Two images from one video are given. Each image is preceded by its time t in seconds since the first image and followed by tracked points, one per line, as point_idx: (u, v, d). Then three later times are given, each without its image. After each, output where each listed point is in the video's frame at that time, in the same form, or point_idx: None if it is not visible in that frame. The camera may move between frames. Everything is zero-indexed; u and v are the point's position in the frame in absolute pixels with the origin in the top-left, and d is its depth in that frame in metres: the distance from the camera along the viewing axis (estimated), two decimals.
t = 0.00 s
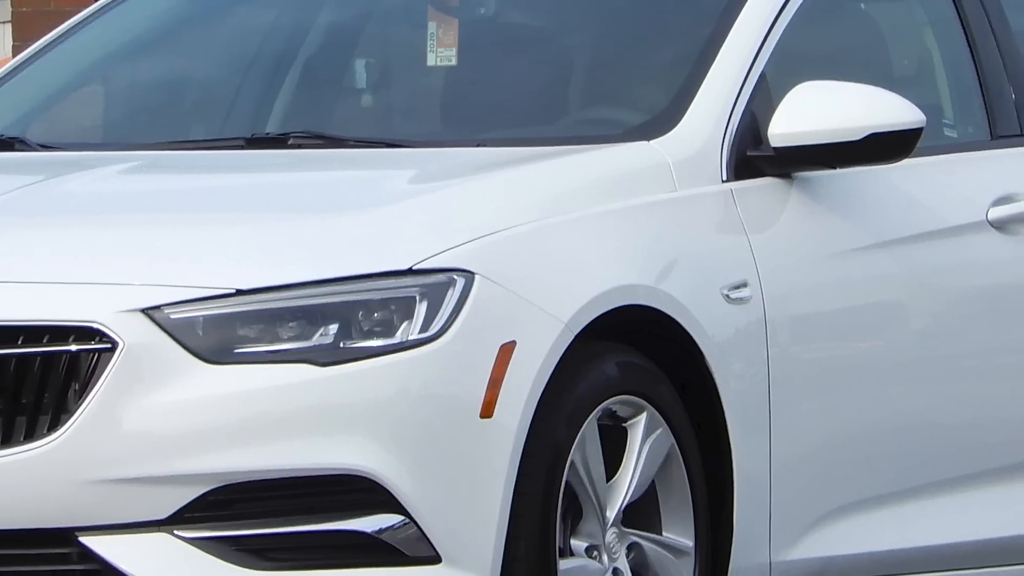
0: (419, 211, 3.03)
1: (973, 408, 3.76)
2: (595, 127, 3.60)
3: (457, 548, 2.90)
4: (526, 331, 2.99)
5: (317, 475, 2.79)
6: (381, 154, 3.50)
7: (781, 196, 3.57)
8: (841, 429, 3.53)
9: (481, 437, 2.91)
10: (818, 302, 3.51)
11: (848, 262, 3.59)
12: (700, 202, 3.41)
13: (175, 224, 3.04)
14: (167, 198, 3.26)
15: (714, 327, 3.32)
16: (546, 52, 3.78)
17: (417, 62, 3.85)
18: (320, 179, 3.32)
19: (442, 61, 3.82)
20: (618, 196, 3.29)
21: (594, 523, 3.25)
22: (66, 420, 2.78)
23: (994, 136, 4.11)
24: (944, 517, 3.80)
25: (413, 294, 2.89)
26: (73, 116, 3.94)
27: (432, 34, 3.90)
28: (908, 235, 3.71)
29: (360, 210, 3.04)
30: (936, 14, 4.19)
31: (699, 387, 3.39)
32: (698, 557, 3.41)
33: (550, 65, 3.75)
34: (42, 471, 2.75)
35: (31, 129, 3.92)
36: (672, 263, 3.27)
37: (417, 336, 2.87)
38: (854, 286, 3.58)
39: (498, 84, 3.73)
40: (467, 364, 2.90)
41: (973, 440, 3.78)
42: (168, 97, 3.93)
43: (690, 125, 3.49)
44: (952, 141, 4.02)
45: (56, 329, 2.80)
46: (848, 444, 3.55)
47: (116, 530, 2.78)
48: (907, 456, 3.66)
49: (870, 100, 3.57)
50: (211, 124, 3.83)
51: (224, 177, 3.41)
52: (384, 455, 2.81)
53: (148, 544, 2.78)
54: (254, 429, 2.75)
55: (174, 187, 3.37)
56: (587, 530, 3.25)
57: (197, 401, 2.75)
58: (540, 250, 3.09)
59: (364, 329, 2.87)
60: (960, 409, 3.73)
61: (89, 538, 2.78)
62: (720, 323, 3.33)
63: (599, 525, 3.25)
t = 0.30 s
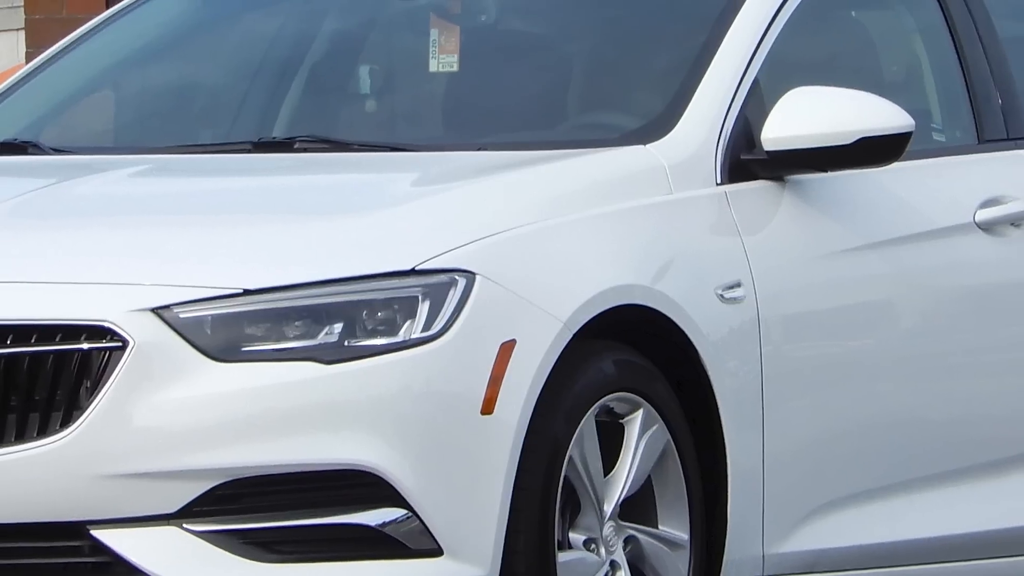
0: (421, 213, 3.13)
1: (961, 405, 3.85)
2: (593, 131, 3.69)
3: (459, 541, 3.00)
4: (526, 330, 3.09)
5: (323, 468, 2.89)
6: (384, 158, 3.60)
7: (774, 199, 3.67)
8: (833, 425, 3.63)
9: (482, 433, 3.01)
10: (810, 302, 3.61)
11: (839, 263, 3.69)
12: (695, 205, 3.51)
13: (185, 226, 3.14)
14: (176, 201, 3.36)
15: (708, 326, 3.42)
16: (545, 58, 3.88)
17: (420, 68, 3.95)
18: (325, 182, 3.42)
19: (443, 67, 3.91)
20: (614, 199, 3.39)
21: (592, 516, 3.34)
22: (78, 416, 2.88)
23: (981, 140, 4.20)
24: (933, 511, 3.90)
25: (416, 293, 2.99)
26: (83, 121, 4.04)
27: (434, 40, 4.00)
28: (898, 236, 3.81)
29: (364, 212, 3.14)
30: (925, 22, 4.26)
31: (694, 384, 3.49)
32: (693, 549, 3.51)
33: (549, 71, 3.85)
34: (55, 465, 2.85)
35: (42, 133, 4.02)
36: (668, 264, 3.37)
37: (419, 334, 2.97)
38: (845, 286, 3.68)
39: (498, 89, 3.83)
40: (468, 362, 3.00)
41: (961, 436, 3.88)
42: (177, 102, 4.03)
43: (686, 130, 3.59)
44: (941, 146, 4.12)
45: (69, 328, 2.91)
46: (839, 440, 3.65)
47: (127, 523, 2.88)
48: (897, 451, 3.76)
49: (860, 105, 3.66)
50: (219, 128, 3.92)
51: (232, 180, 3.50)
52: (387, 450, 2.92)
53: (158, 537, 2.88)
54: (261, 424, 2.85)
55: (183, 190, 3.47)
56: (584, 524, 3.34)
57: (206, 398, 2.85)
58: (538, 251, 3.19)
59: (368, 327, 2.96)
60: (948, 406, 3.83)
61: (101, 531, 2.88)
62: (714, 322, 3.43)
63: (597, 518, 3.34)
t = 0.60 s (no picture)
0: (423, 215, 3.23)
1: (949, 401, 3.96)
2: (591, 136, 3.80)
3: (460, 534, 3.11)
4: (525, 329, 3.19)
5: (328, 463, 2.99)
6: (387, 162, 3.70)
7: (767, 202, 3.77)
8: (823, 421, 3.74)
9: (482, 429, 3.11)
10: (801, 301, 3.71)
11: (830, 263, 3.79)
12: (690, 207, 3.61)
13: (194, 228, 3.25)
14: (185, 204, 3.46)
15: (703, 325, 3.52)
16: (544, 63, 3.98)
17: (422, 74, 4.05)
18: (330, 185, 3.52)
19: (446, 73, 4.03)
20: (612, 201, 3.49)
21: (589, 510, 3.44)
22: (90, 412, 2.99)
23: (968, 144, 4.30)
24: (923, 505, 4.00)
25: (419, 293, 3.09)
26: (93, 126, 4.15)
27: (437, 48, 4.11)
28: (887, 238, 3.91)
29: (368, 214, 3.24)
30: (914, 28, 4.36)
31: (689, 381, 3.59)
32: (687, 543, 3.61)
33: (547, 76, 3.95)
34: (68, 461, 2.96)
35: (54, 137, 4.13)
36: (663, 265, 3.48)
37: (422, 333, 3.08)
38: (835, 286, 3.78)
39: (498, 95, 3.93)
40: (469, 360, 3.10)
41: (949, 431, 3.98)
42: (186, 107, 4.14)
43: (680, 134, 3.69)
44: (928, 150, 4.22)
45: (81, 327, 3.01)
46: (829, 435, 3.75)
47: (137, 517, 2.99)
48: (887, 447, 3.86)
49: (850, 109, 3.76)
50: (227, 133, 4.03)
51: (240, 183, 3.61)
52: (390, 446, 3.02)
53: (168, 530, 2.99)
54: (268, 420, 2.96)
55: (192, 193, 3.57)
56: (583, 517, 3.44)
57: (214, 395, 2.96)
58: (537, 252, 3.29)
59: (372, 327, 3.07)
60: (936, 402, 3.93)
61: (113, 525, 2.99)
62: (709, 321, 3.53)
63: (594, 512, 3.44)
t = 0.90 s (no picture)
0: (426, 218, 3.34)
1: (936, 398, 4.07)
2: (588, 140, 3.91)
3: (461, 526, 3.22)
4: (524, 328, 3.30)
5: (334, 458, 3.10)
6: (391, 165, 3.81)
7: (759, 204, 3.89)
8: (814, 417, 3.85)
9: (483, 425, 3.22)
10: (793, 301, 3.82)
11: (821, 264, 3.90)
12: (685, 209, 3.72)
13: (203, 230, 3.35)
14: (194, 207, 3.57)
15: (697, 324, 3.63)
16: (543, 70, 4.09)
17: (424, 80, 4.16)
18: (335, 188, 3.63)
19: (447, 79, 4.14)
20: (609, 204, 3.60)
21: (587, 504, 3.55)
22: (102, 409, 3.11)
23: (956, 148, 4.41)
24: (912, 499, 4.11)
25: (421, 293, 3.20)
26: (104, 129, 4.26)
27: (439, 54, 4.22)
28: (877, 240, 4.02)
29: (372, 216, 3.35)
30: (902, 35, 4.47)
31: (685, 379, 3.71)
32: (682, 536, 3.73)
33: (546, 82, 4.06)
34: (80, 456, 3.08)
35: (65, 141, 4.24)
36: (659, 265, 3.59)
37: (424, 332, 3.19)
38: (826, 287, 3.89)
39: (499, 100, 4.04)
40: (470, 358, 3.21)
41: (937, 428, 4.09)
42: (195, 112, 4.25)
43: (675, 139, 3.80)
44: (916, 154, 4.32)
45: (93, 325, 3.13)
46: (820, 431, 3.87)
47: (147, 510, 3.10)
48: (876, 442, 3.97)
49: (841, 114, 3.87)
50: (235, 137, 4.14)
51: (248, 186, 3.72)
52: (393, 441, 3.14)
53: (176, 523, 3.11)
54: (275, 416, 3.07)
55: (200, 196, 3.68)
56: (580, 511, 3.55)
57: (223, 392, 3.07)
58: (537, 253, 3.40)
59: (376, 325, 3.17)
60: (924, 399, 4.04)
61: (123, 518, 3.11)
62: (703, 320, 3.64)
63: (592, 506, 3.55)
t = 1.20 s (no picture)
0: (428, 220, 3.46)
1: (923, 395, 4.18)
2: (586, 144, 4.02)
3: (463, 519, 3.34)
4: (524, 327, 3.42)
5: (340, 453, 3.22)
6: (394, 169, 3.92)
7: (752, 207, 4.00)
8: (804, 413, 3.97)
9: (484, 420, 3.34)
10: (785, 301, 3.94)
11: (812, 265, 4.02)
12: (680, 212, 3.84)
13: (212, 232, 3.47)
14: (203, 209, 3.69)
15: (692, 323, 3.74)
16: (541, 76, 4.21)
17: (427, 86, 4.27)
18: (339, 191, 3.75)
19: (449, 85, 4.25)
20: (606, 207, 3.72)
21: (585, 497, 3.67)
22: (114, 405, 3.23)
23: (943, 152, 4.54)
24: (900, 493, 4.23)
25: (424, 293, 3.32)
26: (115, 134, 4.37)
27: (441, 61, 4.33)
28: (866, 241, 4.14)
29: (376, 218, 3.47)
30: (890, 42, 4.58)
31: (680, 377, 3.82)
32: (677, 530, 3.84)
33: (545, 88, 4.17)
34: (93, 451, 3.19)
35: (77, 145, 4.35)
36: (655, 266, 3.70)
37: (427, 330, 3.30)
38: (817, 287, 4.00)
39: (499, 105, 4.15)
40: (471, 355, 3.33)
41: (924, 424, 4.20)
42: (204, 117, 4.36)
43: (670, 143, 3.91)
44: (905, 157, 4.44)
45: (105, 324, 3.25)
46: (810, 427, 3.98)
47: (158, 503, 3.22)
48: (865, 438, 4.09)
49: (831, 119, 3.98)
50: (243, 141, 4.26)
51: (256, 189, 3.83)
52: (396, 436, 3.25)
53: (185, 516, 3.23)
54: (283, 411, 3.19)
55: (209, 199, 3.80)
56: (578, 504, 3.67)
57: (232, 388, 3.19)
58: (536, 254, 3.51)
59: (380, 324, 3.29)
60: (911, 396, 4.16)
61: (135, 511, 3.22)
62: (698, 319, 3.75)
63: (590, 500, 3.67)
